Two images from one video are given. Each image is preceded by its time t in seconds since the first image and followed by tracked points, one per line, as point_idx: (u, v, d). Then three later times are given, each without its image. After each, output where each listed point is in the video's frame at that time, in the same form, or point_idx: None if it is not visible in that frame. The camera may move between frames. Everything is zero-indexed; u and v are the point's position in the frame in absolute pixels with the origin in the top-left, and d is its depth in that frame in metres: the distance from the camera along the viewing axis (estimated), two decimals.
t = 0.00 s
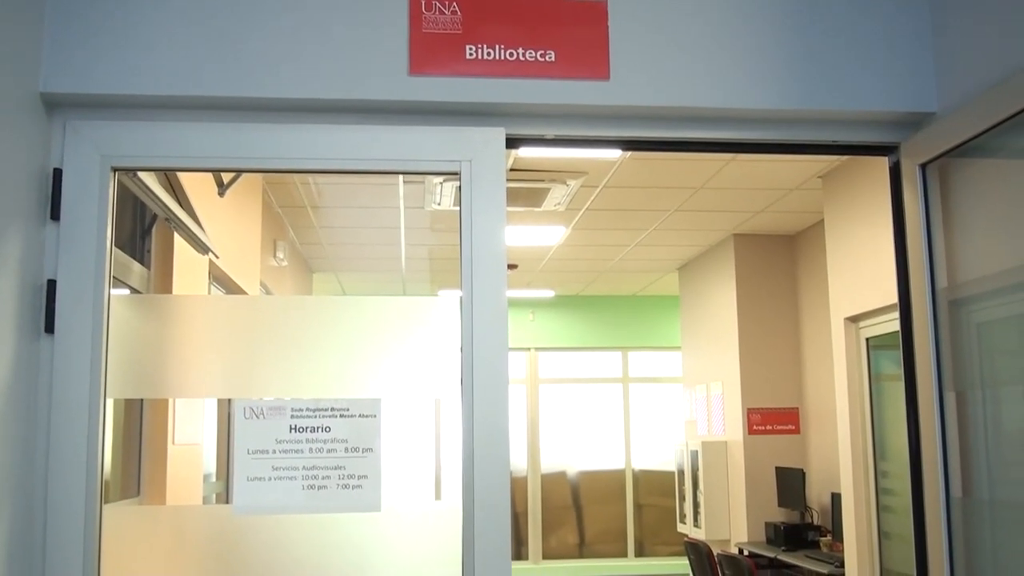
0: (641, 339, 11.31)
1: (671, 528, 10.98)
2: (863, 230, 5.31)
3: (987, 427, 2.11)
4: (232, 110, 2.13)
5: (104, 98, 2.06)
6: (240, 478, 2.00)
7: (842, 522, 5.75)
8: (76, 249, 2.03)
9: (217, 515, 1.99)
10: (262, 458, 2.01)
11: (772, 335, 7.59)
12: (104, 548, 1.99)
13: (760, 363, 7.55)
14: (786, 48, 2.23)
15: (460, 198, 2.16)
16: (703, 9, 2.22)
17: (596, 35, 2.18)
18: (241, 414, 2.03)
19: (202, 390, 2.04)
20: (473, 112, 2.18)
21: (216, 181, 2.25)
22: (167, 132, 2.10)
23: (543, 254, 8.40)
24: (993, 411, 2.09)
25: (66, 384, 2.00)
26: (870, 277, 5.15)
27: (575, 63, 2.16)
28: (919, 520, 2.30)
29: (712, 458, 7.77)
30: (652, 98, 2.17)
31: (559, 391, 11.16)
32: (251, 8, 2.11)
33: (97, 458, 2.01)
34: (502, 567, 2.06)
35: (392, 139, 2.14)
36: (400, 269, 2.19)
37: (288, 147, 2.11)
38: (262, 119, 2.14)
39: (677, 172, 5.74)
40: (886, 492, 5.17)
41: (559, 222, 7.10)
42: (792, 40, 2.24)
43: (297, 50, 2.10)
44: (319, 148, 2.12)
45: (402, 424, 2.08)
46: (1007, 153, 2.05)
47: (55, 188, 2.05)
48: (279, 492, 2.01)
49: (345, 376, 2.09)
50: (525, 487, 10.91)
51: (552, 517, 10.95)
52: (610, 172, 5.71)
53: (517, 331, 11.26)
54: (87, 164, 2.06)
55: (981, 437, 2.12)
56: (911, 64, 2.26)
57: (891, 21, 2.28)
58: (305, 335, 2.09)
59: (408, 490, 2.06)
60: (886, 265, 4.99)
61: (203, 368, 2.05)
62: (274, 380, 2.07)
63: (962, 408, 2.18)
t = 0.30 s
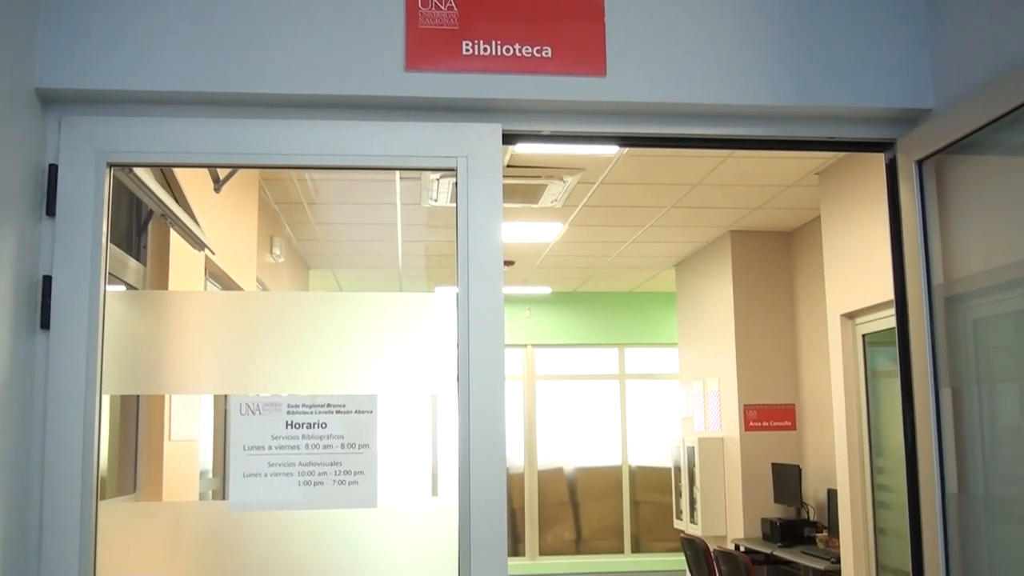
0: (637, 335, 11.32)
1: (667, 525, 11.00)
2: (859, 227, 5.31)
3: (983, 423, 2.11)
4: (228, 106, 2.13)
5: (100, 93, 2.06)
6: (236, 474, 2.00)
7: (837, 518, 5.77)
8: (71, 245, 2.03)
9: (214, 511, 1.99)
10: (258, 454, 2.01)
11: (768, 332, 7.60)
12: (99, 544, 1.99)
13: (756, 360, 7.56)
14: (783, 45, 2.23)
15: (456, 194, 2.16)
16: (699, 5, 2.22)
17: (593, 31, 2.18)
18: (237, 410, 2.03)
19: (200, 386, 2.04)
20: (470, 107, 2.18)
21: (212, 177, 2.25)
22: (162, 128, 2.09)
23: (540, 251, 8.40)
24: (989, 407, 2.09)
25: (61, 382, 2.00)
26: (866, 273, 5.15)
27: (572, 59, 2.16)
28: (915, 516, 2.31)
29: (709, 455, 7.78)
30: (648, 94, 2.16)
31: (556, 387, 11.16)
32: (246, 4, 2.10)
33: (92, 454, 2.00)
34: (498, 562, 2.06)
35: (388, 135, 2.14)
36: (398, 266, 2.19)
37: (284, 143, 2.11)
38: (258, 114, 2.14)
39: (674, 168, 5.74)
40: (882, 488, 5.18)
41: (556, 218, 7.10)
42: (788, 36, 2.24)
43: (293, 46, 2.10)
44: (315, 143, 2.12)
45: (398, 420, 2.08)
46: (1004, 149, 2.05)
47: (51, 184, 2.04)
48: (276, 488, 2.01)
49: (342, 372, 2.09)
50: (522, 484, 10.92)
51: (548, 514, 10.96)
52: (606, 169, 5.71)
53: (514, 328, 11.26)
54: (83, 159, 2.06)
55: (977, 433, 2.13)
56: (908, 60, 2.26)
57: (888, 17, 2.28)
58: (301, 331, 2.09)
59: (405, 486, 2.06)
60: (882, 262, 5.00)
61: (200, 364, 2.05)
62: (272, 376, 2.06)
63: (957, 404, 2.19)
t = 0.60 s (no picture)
0: (631, 327, 11.34)
1: (659, 516, 11.04)
2: (851, 219, 5.32)
3: (974, 415, 2.12)
4: (219, 96, 2.12)
5: (90, 83, 2.05)
6: (227, 466, 2.00)
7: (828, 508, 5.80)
8: (62, 237, 2.02)
9: (205, 503, 1.99)
10: (249, 446, 2.01)
11: (760, 325, 7.62)
12: (90, 535, 1.99)
13: (748, 352, 7.58)
14: (775, 36, 2.23)
15: (449, 185, 2.16)
16: None
17: (585, 22, 2.17)
18: (228, 401, 2.02)
19: (191, 377, 2.04)
20: (461, 98, 2.17)
21: (202, 167, 2.24)
22: (153, 118, 2.08)
23: (532, 243, 8.39)
24: (979, 398, 2.10)
25: (51, 374, 1.99)
26: (858, 265, 5.16)
27: (563, 50, 2.15)
28: (906, 506, 2.32)
29: (701, 447, 7.80)
30: (641, 85, 2.16)
31: (548, 379, 11.18)
32: None
33: (83, 446, 2.00)
34: (490, 552, 2.05)
35: (380, 126, 2.13)
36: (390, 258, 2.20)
37: (275, 134, 2.11)
38: (249, 105, 2.13)
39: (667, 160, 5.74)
40: (873, 480, 5.21)
41: (548, 210, 7.09)
42: (780, 28, 2.24)
43: (284, 36, 2.09)
44: (306, 134, 2.11)
45: (390, 412, 2.08)
46: (995, 141, 2.06)
47: (41, 174, 2.03)
48: (267, 480, 2.01)
49: (334, 363, 2.09)
50: (514, 476, 10.95)
51: (541, 506, 10.99)
52: (599, 160, 5.71)
53: (506, 320, 11.26)
54: (73, 150, 2.05)
55: (968, 425, 2.14)
56: (899, 52, 2.26)
57: (880, 9, 2.28)
58: (292, 323, 2.09)
59: (398, 478, 2.06)
60: (874, 254, 5.01)
61: (191, 355, 2.05)
62: (263, 367, 2.06)
63: (948, 395, 2.20)
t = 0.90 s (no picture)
0: (625, 318, 11.35)
1: (651, 506, 11.09)
2: (843, 210, 5.33)
3: (964, 405, 2.13)
4: (209, 85, 2.11)
5: (79, 72, 2.04)
6: (219, 457, 1.99)
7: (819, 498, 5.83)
8: (52, 226, 2.01)
9: (197, 494, 1.99)
10: (241, 437, 2.01)
11: (753, 315, 7.64)
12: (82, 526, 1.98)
13: (740, 343, 7.60)
14: (767, 26, 2.23)
15: (440, 175, 2.15)
16: None
17: (577, 12, 2.17)
18: (219, 391, 2.02)
19: (183, 368, 2.03)
20: (453, 88, 2.17)
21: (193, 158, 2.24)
22: (143, 107, 2.07)
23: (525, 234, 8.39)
24: (970, 388, 2.11)
25: (42, 366, 1.98)
26: (850, 256, 5.18)
27: (555, 39, 2.15)
28: (896, 495, 2.33)
29: (693, 437, 7.82)
30: (633, 75, 2.16)
31: (540, 370, 11.20)
32: None
33: (74, 436, 1.99)
34: (482, 542, 2.05)
35: (371, 115, 2.12)
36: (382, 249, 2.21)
37: (267, 124, 2.10)
38: (240, 94, 2.12)
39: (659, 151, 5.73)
40: (864, 469, 5.23)
41: (540, 201, 7.09)
42: (772, 17, 2.23)
43: (274, 25, 2.08)
44: (298, 124, 2.10)
45: (382, 402, 2.08)
46: (986, 131, 2.06)
47: (31, 164, 2.02)
48: (259, 470, 2.01)
49: (326, 353, 2.09)
50: (506, 466, 10.97)
51: (533, 496, 11.02)
52: (591, 151, 5.70)
53: (498, 311, 11.26)
54: (63, 139, 2.04)
55: (958, 414, 2.15)
56: (891, 42, 2.27)
57: None
58: (284, 313, 2.09)
59: (390, 468, 2.06)
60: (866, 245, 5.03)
61: (183, 345, 2.04)
62: (255, 358, 2.06)
63: (940, 385, 2.20)
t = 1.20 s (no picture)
0: (609, 307, 11.38)
1: (642, 494, 11.17)
2: (833, 199, 5.35)
3: (953, 393, 2.14)
4: (198, 73, 2.10)
5: (66, 59, 2.02)
6: (209, 446, 1.99)
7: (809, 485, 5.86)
8: (41, 214, 1.99)
9: (188, 482, 1.99)
10: (231, 425, 2.01)
11: (743, 305, 7.66)
12: (72, 515, 1.97)
13: (731, 332, 7.62)
14: (757, 15, 2.22)
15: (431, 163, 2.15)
16: None
17: None
18: (209, 380, 2.02)
19: (172, 356, 2.03)
20: (443, 76, 2.16)
21: (182, 146, 2.23)
22: (131, 95, 2.06)
23: (515, 223, 8.39)
24: (958, 377, 2.12)
25: (30, 355, 1.97)
26: (840, 245, 5.19)
27: (546, 28, 2.14)
28: (885, 482, 2.34)
29: (684, 426, 7.85)
30: (623, 63, 2.16)
31: (532, 359, 11.24)
32: None
33: (63, 426, 1.98)
34: (473, 531, 2.05)
35: (361, 103, 2.12)
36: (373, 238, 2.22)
37: (256, 112, 2.09)
38: (229, 82, 2.11)
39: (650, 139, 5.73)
40: (854, 457, 5.26)
41: (531, 190, 7.09)
42: (762, 6, 2.23)
43: (263, 12, 2.07)
44: (287, 112, 2.09)
45: (373, 390, 2.08)
46: (976, 120, 2.07)
47: (19, 152, 2.01)
48: (249, 459, 2.01)
49: (317, 342, 2.08)
50: (498, 455, 11.03)
51: (524, 485, 11.06)
52: (582, 140, 5.70)
53: (489, 300, 11.28)
54: (50, 128, 2.02)
55: (948, 402, 2.16)
56: (881, 30, 2.27)
57: None
58: (274, 303, 2.08)
59: (381, 457, 2.07)
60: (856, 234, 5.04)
61: (172, 334, 2.04)
62: (244, 346, 2.05)
63: (928, 372, 2.21)
